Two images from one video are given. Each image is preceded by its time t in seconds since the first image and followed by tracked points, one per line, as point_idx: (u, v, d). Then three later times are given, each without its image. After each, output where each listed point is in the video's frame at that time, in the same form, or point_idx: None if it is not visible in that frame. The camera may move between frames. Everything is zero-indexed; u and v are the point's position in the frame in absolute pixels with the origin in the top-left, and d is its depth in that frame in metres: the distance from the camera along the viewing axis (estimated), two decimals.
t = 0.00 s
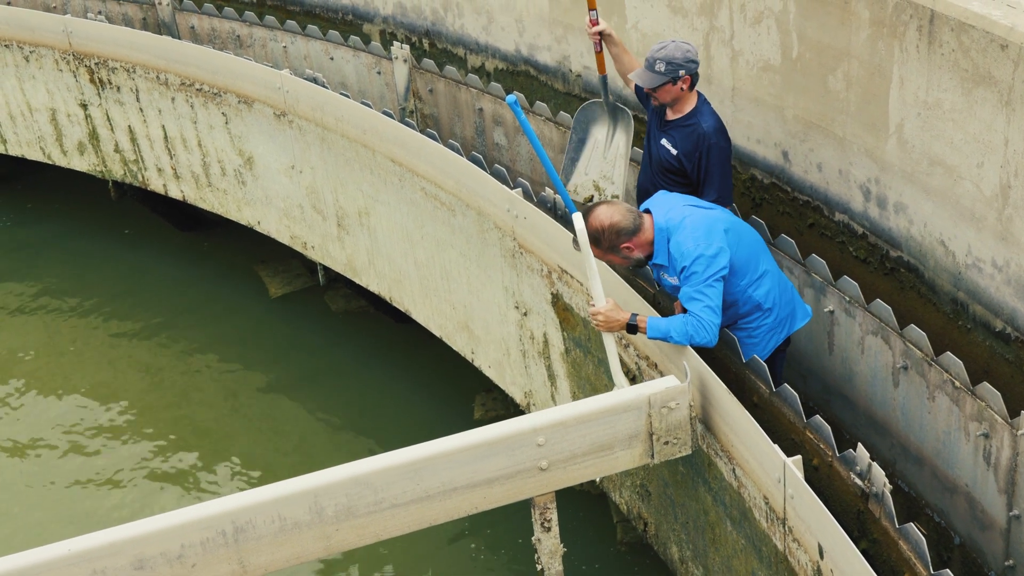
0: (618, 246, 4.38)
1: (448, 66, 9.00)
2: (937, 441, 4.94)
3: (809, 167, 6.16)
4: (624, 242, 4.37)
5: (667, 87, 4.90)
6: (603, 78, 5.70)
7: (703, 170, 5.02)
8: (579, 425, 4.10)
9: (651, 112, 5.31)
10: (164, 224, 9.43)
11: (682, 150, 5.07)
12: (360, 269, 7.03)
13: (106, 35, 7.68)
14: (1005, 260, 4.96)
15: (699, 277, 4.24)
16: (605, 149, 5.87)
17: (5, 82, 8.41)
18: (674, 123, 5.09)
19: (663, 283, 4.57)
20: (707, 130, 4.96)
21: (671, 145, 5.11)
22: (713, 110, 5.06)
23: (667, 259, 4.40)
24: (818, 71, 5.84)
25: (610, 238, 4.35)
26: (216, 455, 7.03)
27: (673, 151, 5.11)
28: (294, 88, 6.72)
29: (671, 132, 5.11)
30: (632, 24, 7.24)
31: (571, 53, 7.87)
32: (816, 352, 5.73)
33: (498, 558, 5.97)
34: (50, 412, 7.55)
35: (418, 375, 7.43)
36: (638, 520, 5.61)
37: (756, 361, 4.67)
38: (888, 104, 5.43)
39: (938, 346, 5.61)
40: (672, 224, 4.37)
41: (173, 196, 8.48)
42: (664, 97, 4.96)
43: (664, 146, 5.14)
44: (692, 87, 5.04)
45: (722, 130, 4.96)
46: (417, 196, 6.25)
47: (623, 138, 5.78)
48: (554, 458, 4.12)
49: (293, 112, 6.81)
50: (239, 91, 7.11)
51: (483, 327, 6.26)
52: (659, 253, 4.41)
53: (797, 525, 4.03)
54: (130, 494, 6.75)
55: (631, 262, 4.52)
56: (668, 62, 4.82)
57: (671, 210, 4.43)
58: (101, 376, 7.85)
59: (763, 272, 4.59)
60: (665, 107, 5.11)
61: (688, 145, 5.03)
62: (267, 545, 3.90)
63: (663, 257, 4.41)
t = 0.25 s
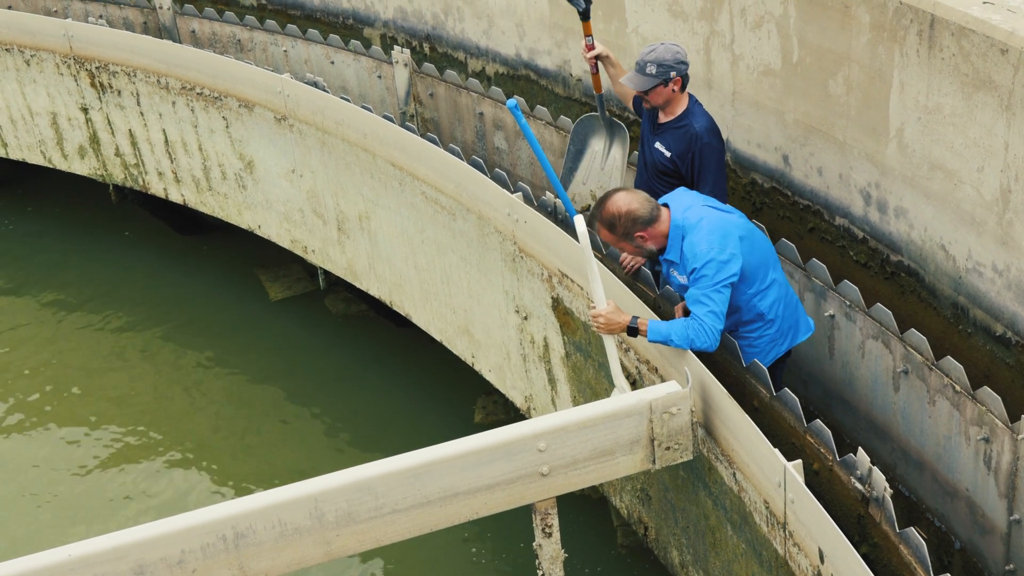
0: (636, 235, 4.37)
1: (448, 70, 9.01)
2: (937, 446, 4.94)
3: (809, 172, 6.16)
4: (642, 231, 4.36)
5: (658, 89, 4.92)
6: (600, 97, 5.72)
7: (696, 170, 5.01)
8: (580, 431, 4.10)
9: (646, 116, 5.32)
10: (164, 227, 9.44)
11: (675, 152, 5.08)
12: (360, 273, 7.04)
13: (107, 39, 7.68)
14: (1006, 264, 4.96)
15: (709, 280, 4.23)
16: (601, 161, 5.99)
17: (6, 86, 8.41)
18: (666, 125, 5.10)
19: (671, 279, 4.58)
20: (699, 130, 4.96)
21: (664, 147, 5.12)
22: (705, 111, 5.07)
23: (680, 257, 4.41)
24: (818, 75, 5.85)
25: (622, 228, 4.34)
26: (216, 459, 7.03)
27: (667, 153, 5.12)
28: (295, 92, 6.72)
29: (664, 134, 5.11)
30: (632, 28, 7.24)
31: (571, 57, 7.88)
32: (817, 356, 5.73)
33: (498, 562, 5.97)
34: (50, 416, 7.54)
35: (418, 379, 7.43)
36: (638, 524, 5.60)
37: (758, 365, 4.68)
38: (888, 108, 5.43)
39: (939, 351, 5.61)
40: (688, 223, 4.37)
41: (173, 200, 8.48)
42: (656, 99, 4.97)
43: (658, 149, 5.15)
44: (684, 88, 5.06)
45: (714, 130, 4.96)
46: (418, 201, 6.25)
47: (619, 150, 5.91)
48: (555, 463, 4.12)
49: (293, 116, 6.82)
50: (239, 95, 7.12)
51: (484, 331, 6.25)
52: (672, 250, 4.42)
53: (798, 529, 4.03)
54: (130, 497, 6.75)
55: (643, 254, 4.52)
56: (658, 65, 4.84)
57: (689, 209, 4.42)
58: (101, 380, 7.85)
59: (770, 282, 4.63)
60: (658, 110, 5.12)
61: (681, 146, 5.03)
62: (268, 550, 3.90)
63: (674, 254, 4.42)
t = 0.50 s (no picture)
0: (657, 218, 4.37)
1: (449, 74, 9.01)
2: (938, 450, 4.94)
3: (810, 176, 6.16)
4: (664, 216, 4.37)
5: (654, 97, 4.93)
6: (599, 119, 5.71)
7: (692, 177, 5.02)
8: (582, 436, 4.10)
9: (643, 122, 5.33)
10: (165, 231, 9.44)
11: (671, 159, 5.09)
12: (361, 277, 7.04)
13: (108, 43, 7.68)
14: (1007, 268, 4.96)
15: (722, 285, 4.23)
16: (606, 183, 5.99)
17: (7, 90, 8.42)
18: (662, 132, 5.11)
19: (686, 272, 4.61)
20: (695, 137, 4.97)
21: (660, 154, 5.13)
22: (702, 118, 5.07)
23: (698, 251, 4.45)
24: (819, 79, 5.85)
25: (645, 207, 4.34)
26: (216, 463, 7.03)
27: (662, 160, 5.12)
28: (296, 96, 6.72)
29: (660, 140, 5.12)
30: (633, 32, 7.24)
31: (572, 61, 7.88)
32: (817, 360, 5.73)
33: (499, 566, 5.97)
34: (51, 420, 7.54)
35: (419, 383, 7.43)
36: (639, 528, 5.60)
37: (759, 369, 4.68)
38: (889, 112, 5.43)
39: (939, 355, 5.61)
40: (714, 223, 4.38)
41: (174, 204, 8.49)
42: (653, 107, 4.98)
43: (653, 155, 5.15)
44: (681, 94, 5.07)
45: (710, 137, 4.97)
46: (419, 204, 6.25)
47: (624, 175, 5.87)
48: (556, 469, 4.12)
49: (294, 119, 6.82)
50: (240, 99, 7.12)
51: (484, 335, 6.25)
52: (692, 244, 4.45)
53: (799, 533, 4.03)
54: (131, 501, 6.75)
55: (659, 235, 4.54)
56: (654, 73, 4.85)
57: (719, 209, 4.41)
58: (102, 384, 7.85)
59: (783, 295, 4.64)
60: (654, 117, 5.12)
61: (677, 153, 5.04)
62: (269, 555, 3.90)
63: (694, 248, 4.44)
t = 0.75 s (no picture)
0: (690, 193, 4.31)
1: (450, 78, 9.02)
2: (940, 454, 4.94)
3: (811, 180, 6.16)
4: (698, 195, 4.31)
5: (654, 110, 4.93)
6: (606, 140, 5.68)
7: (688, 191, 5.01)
8: (583, 441, 4.10)
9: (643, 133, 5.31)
10: (167, 234, 9.45)
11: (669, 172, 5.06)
12: (362, 280, 7.05)
13: (110, 47, 7.69)
14: (1008, 272, 4.96)
15: (737, 289, 4.23)
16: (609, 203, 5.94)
17: (9, 94, 8.42)
18: (660, 143, 5.09)
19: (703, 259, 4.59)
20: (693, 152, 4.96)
21: (656, 166, 5.10)
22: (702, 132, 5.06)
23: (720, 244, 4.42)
24: (820, 83, 5.85)
25: (683, 176, 4.30)
26: (217, 466, 7.03)
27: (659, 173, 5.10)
28: (297, 100, 6.73)
29: (658, 152, 5.10)
30: (634, 36, 7.25)
31: (573, 65, 7.89)
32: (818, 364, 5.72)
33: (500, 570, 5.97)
34: (52, 423, 7.55)
35: (420, 386, 7.43)
36: (640, 532, 5.60)
37: (761, 373, 4.67)
38: (890, 116, 5.43)
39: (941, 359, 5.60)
40: (742, 220, 4.34)
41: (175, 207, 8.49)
42: (654, 119, 4.98)
43: (650, 166, 5.13)
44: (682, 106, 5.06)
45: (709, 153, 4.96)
46: (420, 208, 6.26)
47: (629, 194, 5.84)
48: (558, 474, 4.11)
49: (296, 123, 6.83)
50: (242, 103, 7.12)
51: (486, 339, 6.25)
52: (716, 234, 4.42)
53: (800, 538, 4.02)
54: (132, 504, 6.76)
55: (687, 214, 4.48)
56: (654, 86, 4.84)
57: (751, 207, 4.36)
58: (103, 387, 7.86)
59: (796, 306, 4.61)
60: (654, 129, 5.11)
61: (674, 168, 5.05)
62: (270, 560, 3.90)
63: (716, 239, 4.41)
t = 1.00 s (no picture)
0: (722, 173, 4.34)
1: (451, 82, 9.03)
2: (940, 458, 4.94)
3: (812, 184, 6.17)
4: (729, 175, 4.33)
5: (648, 124, 4.92)
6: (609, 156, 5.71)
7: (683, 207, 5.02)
8: (585, 446, 4.10)
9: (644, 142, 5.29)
10: (167, 238, 9.45)
11: (665, 185, 5.06)
12: (363, 284, 7.05)
13: (110, 51, 7.69)
14: (1009, 277, 4.96)
15: (763, 279, 4.28)
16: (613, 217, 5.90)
17: (10, 98, 8.43)
18: (656, 157, 5.08)
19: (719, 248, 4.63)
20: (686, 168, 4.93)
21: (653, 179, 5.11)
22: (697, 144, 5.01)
23: (741, 232, 4.45)
24: (821, 87, 5.85)
25: (717, 155, 4.32)
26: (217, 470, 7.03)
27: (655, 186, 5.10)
28: (298, 104, 6.74)
29: (654, 166, 5.09)
30: (634, 40, 7.25)
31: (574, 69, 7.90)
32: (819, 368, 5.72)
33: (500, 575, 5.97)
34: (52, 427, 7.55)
35: (420, 390, 7.44)
36: (641, 536, 5.60)
37: (761, 377, 4.67)
38: (890, 120, 5.44)
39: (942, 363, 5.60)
40: (766, 211, 4.37)
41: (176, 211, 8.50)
42: (647, 133, 4.98)
43: (648, 179, 5.13)
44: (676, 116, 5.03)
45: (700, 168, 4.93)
46: (421, 213, 6.26)
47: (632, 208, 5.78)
48: (560, 479, 4.12)
49: (297, 127, 6.83)
50: (243, 107, 7.13)
51: (486, 343, 6.25)
52: (738, 223, 4.45)
53: (801, 542, 4.02)
54: (131, 509, 6.76)
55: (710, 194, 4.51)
56: (646, 100, 4.84)
57: (775, 200, 4.40)
58: (103, 391, 7.86)
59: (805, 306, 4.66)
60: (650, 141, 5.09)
61: (667, 182, 5.04)
62: (271, 565, 3.90)
63: (738, 228, 4.45)
